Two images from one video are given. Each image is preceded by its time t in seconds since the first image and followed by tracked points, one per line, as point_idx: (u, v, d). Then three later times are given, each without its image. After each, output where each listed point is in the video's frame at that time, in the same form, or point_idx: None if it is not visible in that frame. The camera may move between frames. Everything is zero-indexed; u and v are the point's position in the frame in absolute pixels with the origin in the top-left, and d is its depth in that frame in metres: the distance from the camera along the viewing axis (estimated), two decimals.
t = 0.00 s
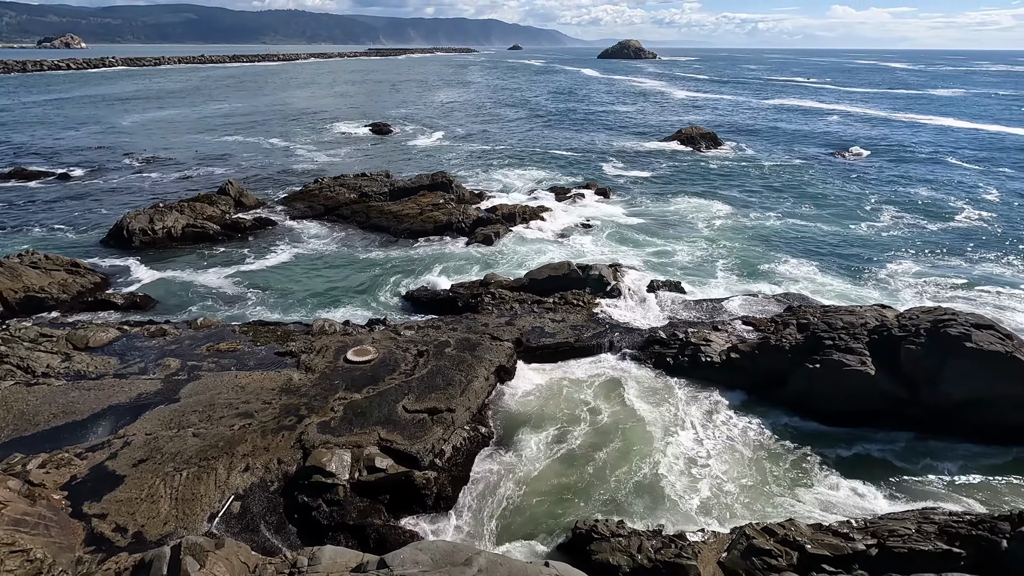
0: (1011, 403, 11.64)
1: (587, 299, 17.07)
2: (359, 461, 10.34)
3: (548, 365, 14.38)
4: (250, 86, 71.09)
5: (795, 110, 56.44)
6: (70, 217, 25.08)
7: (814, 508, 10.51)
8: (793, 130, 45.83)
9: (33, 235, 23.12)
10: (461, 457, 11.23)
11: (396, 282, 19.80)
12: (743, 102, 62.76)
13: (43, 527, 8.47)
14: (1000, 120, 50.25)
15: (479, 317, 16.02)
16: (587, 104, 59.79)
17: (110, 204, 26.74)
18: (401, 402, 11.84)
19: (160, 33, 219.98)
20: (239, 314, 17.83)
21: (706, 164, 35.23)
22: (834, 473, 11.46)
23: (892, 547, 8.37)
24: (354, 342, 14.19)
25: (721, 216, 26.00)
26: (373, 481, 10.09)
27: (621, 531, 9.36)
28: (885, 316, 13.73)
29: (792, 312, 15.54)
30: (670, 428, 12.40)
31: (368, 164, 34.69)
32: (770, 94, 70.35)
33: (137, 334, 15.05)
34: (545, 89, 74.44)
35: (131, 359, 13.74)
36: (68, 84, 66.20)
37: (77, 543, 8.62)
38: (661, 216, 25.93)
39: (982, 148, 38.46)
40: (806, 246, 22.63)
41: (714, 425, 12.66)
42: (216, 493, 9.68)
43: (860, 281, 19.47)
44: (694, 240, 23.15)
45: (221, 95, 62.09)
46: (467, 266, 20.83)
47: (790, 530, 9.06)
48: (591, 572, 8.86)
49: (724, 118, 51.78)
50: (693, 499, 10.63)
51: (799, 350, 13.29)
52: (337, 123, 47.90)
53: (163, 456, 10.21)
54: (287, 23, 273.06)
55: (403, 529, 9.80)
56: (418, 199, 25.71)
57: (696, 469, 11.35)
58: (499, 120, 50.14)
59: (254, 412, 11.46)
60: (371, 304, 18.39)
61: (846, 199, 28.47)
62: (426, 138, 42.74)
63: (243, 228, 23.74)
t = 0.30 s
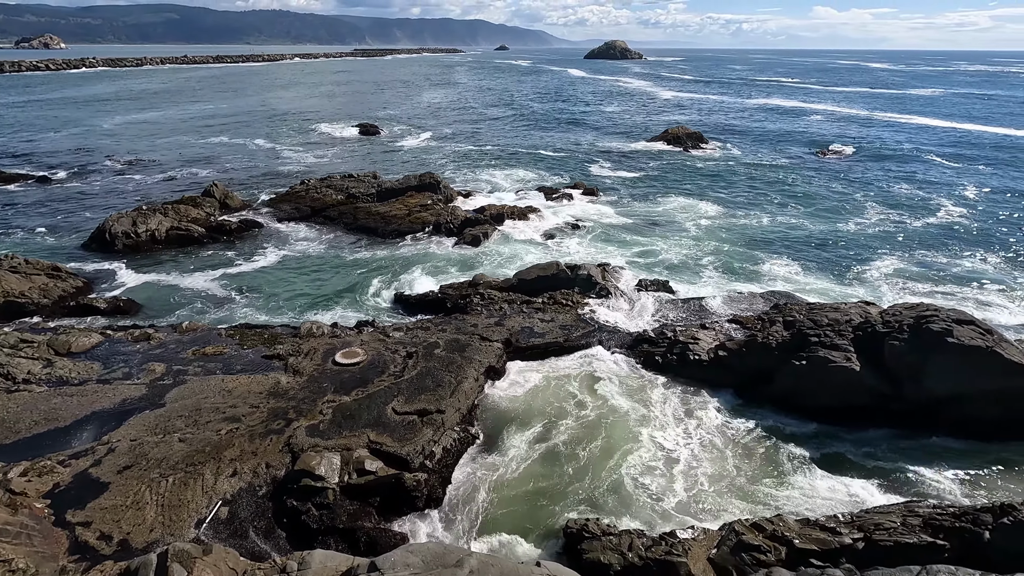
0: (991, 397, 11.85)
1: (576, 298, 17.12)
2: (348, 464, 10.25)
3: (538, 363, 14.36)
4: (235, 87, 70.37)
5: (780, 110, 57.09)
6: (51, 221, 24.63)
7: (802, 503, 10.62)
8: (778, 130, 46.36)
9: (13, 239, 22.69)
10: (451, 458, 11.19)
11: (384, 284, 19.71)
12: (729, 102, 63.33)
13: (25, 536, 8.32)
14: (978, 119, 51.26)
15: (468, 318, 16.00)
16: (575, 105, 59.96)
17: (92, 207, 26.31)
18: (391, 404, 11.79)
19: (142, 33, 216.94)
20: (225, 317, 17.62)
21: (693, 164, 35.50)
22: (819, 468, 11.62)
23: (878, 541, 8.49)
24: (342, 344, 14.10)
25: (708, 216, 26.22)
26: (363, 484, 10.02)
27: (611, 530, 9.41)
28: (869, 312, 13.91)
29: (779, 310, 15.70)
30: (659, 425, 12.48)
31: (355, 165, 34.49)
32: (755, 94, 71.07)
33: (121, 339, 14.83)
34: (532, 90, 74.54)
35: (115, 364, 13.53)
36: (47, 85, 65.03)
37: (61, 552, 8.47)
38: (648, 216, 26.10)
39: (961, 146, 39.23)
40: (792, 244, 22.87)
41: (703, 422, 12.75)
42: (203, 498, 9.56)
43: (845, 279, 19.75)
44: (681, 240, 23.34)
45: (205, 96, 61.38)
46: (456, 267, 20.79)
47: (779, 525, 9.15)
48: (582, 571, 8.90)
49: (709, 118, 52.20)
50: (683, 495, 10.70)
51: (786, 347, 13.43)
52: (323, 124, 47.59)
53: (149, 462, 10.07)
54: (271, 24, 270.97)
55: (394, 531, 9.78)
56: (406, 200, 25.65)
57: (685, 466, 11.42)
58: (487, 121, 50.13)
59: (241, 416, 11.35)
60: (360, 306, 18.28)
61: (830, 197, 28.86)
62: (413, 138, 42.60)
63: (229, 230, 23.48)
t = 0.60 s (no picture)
0: (972, 391, 12.07)
1: (565, 297, 17.16)
2: (338, 466, 10.19)
3: (528, 361, 14.35)
4: (219, 87, 69.54)
5: (764, 109, 57.62)
6: (31, 224, 24.17)
7: (790, 497, 10.74)
8: (763, 128, 46.83)
9: None
10: (442, 458, 11.17)
11: (372, 284, 19.59)
12: (715, 101, 63.79)
13: (7, 545, 8.16)
14: (958, 117, 52.17)
15: (458, 317, 15.97)
16: (562, 104, 60.05)
17: (73, 209, 25.86)
18: (381, 405, 11.73)
19: (122, 32, 213.49)
20: (211, 320, 17.41)
21: (679, 163, 35.73)
22: (806, 461, 11.76)
23: (865, 533, 8.61)
24: (331, 346, 14.01)
25: (695, 215, 26.41)
26: (353, 486, 9.97)
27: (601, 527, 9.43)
28: (854, 308, 14.09)
29: (766, 307, 15.85)
30: (648, 423, 12.55)
31: (341, 165, 34.24)
32: (741, 93, 71.63)
33: (105, 343, 14.60)
34: (519, 89, 74.53)
35: (98, 369, 13.32)
36: (25, 86, 63.80)
37: (45, 560, 8.32)
38: (636, 215, 26.23)
39: (942, 144, 39.89)
40: (778, 242, 23.09)
41: (694, 418, 12.84)
42: (191, 503, 9.45)
43: (830, 275, 19.98)
44: (669, 238, 23.47)
45: (189, 96, 60.59)
46: (445, 267, 20.73)
47: (767, 519, 9.25)
48: (574, 568, 8.94)
49: (695, 117, 52.55)
50: (673, 490, 10.78)
51: (773, 343, 13.56)
52: (309, 124, 47.20)
53: (134, 468, 9.93)
54: (255, 23, 268.17)
55: (385, 533, 9.73)
56: (394, 201, 25.56)
57: (675, 462, 11.50)
58: (474, 120, 50.04)
59: (229, 419, 11.23)
60: (348, 307, 18.17)
61: (814, 195, 29.19)
62: (401, 138, 42.40)
63: (214, 232, 23.22)
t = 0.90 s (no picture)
0: (955, 384, 12.26)
1: (554, 297, 17.19)
2: (328, 469, 10.14)
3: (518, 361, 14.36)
4: (204, 87, 68.75)
5: (751, 108, 58.11)
6: (11, 227, 23.73)
7: (780, 494, 10.84)
8: (750, 128, 47.23)
9: None
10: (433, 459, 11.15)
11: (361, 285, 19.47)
12: (702, 101, 64.23)
13: None
14: (939, 116, 53.03)
15: (447, 318, 15.94)
16: (550, 104, 60.11)
17: (55, 212, 25.43)
18: (370, 407, 11.69)
19: (104, 32, 210.44)
20: (197, 323, 17.20)
21: (667, 163, 35.91)
22: (795, 457, 11.86)
23: (852, 528, 8.72)
24: (319, 348, 13.92)
25: (683, 214, 26.57)
26: (343, 489, 9.92)
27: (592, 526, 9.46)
28: (839, 305, 14.25)
29: (753, 305, 16.00)
30: (639, 422, 12.62)
31: (329, 166, 34.00)
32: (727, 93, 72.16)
33: (88, 348, 14.38)
34: (507, 90, 74.52)
35: (82, 374, 13.10)
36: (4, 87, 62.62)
37: (28, 570, 8.18)
38: (625, 215, 26.34)
39: (924, 143, 40.51)
40: (765, 241, 23.30)
41: (683, 416, 12.94)
42: (178, 509, 9.34)
43: (816, 273, 20.21)
44: (657, 238, 23.61)
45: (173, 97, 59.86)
46: (434, 268, 20.67)
47: (756, 516, 9.34)
48: (565, 568, 8.98)
49: (683, 117, 52.84)
50: (663, 488, 10.84)
51: (760, 341, 13.68)
52: (296, 125, 46.81)
53: (120, 474, 9.79)
54: (240, 23, 265.62)
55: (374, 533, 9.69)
56: (382, 201, 25.45)
57: (666, 460, 11.57)
58: (463, 121, 49.94)
59: (216, 423, 11.11)
60: (337, 308, 18.05)
61: (800, 194, 29.49)
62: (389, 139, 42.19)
63: (200, 234, 22.95)
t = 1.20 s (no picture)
0: (941, 380, 12.40)
1: (545, 297, 17.20)
2: (318, 472, 10.10)
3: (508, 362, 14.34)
4: (190, 88, 68.08)
5: (739, 108, 58.54)
6: None
7: (768, 489, 10.95)
8: (737, 127, 47.60)
9: None
10: (423, 460, 11.12)
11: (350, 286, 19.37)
12: (690, 101, 64.64)
13: None
14: (923, 116, 53.85)
15: (438, 319, 15.90)
16: (539, 105, 60.18)
17: (38, 215, 25.06)
18: (361, 409, 11.64)
19: (88, 32, 207.71)
20: (185, 326, 17.02)
21: (656, 163, 36.09)
22: (784, 453, 11.98)
23: (841, 523, 8.81)
24: (309, 350, 13.83)
25: (672, 214, 26.71)
26: (334, 492, 9.89)
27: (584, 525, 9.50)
28: (827, 303, 14.40)
29: (742, 303, 16.12)
30: (629, 420, 12.70)
31: (318, 167, 33.79)
32: (716, 93, 72.63)
33: (74, 352, 14.18)
34: (497, 90, 74.50)
35: (67, 379, 12.92)
36: None
37: None
38: (615, 215, 26.44)
39: (909, 142, 41.13)
40: (753, 240, 23.49)
41: (673, 414, 13.03)
42: (167, 514, 9.24)
43: (804, 271, 20.40)
44: (646, 237, 23.75)
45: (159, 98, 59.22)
46: (424, 269, 20.60)
47: (747, 513, 9.41)
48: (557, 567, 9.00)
49: (671, 117, 53.12)
50: (655, 485, 10.91)
51: (749, 339, 13.79)
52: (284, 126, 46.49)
53: (107, 480, 9.66)
54: (226, 24, 263.36)
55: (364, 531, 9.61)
56: (372, 203, 25.35)
57: (656, 457, 11.64)
58: (452, 121, 49.86)
59: (205, 428, 10.99)
60: (327, 309, 17.95)
61: (788, 193, 29.77)
62: (378, 139, 42.05)
63: (187, 236, 22.72)
